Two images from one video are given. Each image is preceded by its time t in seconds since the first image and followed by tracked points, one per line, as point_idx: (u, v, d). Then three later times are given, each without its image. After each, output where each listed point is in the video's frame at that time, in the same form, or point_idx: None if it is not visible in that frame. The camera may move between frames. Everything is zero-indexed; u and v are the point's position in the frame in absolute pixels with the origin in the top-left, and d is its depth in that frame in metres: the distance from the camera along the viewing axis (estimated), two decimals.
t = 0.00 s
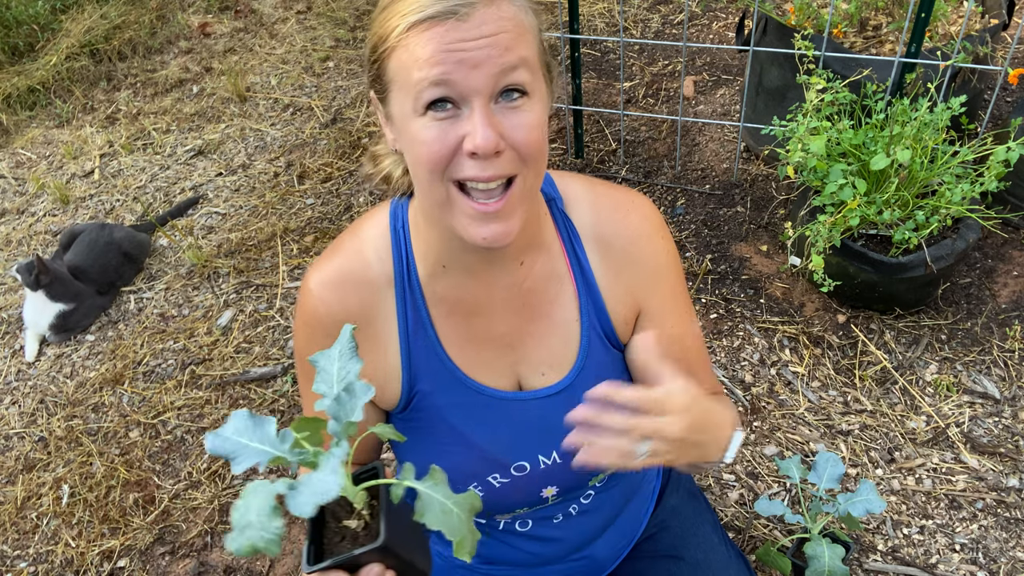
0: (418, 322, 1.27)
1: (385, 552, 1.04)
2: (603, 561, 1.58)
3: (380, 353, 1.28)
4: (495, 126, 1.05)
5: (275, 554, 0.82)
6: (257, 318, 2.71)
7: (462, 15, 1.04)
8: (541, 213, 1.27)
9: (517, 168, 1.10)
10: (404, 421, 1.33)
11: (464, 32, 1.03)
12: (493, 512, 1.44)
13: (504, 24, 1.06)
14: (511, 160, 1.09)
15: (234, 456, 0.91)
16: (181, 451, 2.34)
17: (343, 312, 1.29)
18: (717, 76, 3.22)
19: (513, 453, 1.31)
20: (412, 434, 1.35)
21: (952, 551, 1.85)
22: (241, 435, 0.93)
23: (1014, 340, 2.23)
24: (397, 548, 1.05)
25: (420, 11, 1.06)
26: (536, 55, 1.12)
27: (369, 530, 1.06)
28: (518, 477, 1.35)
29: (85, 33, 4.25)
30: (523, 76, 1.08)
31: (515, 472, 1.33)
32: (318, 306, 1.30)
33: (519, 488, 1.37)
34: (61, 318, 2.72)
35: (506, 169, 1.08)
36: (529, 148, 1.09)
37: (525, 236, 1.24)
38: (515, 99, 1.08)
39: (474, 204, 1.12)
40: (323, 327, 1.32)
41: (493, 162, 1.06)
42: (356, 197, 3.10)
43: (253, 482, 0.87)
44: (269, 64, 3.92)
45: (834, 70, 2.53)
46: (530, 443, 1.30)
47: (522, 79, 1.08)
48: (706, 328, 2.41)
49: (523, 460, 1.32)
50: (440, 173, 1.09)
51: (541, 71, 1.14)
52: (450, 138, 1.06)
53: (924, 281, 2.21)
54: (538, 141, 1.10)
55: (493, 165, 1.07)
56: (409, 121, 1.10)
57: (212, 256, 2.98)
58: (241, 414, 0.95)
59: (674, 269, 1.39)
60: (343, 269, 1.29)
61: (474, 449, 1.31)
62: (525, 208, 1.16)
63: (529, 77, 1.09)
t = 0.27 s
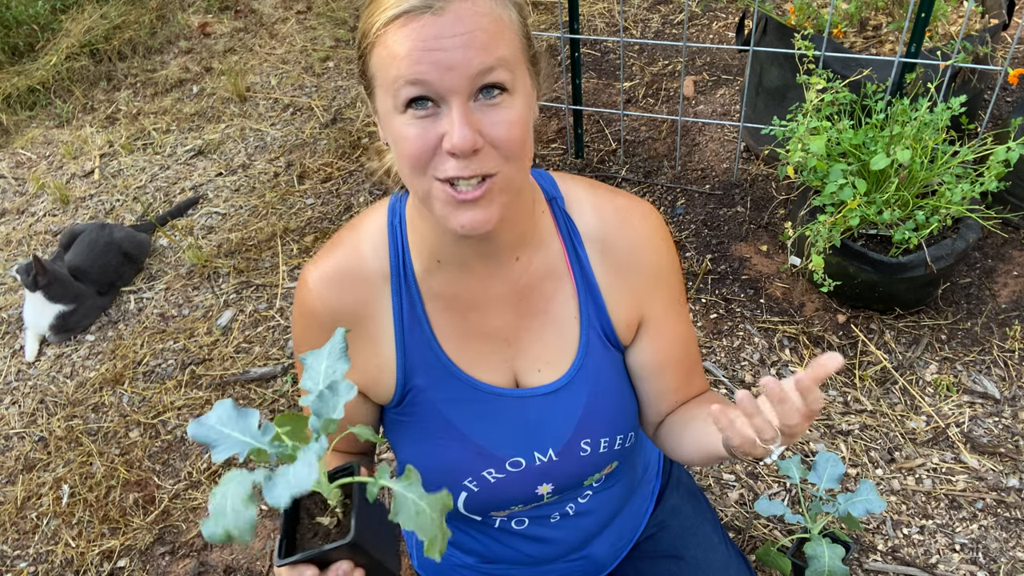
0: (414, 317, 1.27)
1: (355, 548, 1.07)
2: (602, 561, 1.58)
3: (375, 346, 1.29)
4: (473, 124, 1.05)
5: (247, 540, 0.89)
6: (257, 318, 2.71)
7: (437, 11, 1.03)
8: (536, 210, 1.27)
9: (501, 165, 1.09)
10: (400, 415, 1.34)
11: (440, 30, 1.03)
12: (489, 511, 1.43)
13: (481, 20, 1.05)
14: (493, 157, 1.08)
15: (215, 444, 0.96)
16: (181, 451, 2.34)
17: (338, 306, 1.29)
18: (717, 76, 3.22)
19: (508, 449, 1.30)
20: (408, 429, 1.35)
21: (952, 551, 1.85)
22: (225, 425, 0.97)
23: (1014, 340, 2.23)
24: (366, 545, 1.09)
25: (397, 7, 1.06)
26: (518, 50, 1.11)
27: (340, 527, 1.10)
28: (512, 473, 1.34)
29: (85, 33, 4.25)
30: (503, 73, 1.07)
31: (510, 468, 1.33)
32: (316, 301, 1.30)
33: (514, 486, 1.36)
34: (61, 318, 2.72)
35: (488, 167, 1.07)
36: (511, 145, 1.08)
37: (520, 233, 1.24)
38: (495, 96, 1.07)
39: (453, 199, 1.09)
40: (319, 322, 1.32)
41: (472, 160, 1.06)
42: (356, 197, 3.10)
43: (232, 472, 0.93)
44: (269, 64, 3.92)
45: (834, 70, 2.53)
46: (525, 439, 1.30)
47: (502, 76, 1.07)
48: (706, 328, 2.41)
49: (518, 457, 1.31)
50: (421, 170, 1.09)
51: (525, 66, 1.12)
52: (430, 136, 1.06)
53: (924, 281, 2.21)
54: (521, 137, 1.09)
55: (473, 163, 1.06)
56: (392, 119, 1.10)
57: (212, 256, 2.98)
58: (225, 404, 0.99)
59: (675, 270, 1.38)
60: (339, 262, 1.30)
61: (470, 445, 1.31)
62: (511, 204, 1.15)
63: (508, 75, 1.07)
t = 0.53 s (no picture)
0: (414, 313, 1.27)
1: None
2: (602, 560, 1.58)
3: (375, 343, 1.29)
4: (466, 119, 1.05)
5: None
6: (257, 318, 2.71)
7: (427, 5, 1.03)
8: (535, 207, 1.27)
9: (495, 160, 1.08)
10: (399, 412, 1.34)
11: (431, 24, 1.03)
12: (489, 508, 1.43)
13: (473, 15, 1.05)
14: (487, 152, 1.07)
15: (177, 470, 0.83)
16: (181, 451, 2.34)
17: (337, 302, 1.29)
18: (717, 76, 3.22)
19: (508, 446, 1.30)
20: (408, 426, 1.35)
21: (953, 551, 1.85)
22: (188, 450, 0.84)
23: (1014, 340, 2.23)
24: None
25: (389, 3, 1.06)
26: (511, 44, 1.11)
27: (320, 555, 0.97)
28: (513, 470, 1.33)
29: (85, 33, 4.25)
30: (495, 68, 1.06)
31: (510, 465, 1.32)
32: (315, 297, 1.30)
33: (514, 483, 1.36)
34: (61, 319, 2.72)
35: (482, 163, 1.07)
36: (503, 139, 1.07)
37: (519, 229, 1.24)
38: (488, 91, 1.07)
39: (449, 194, 1.09)
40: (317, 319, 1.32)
41: (466, 156, 1.05)
42: (356, 197, 3.10)
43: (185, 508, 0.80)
44: (269, 64, 3.92)
45: (834, 70, 2.53)
46: (525, 436, 1.29)
47: (494, 71, 1.07)
48: (706, 328, 2.41)
49: (517, 453, 1.30)
50: (416, 166, 1.09)
51: (518, 59, 1.12)
52: (424, 131, 1.06)
53: (924, 281, 2.21)
54: (515, 132, 1.09)
55: (467, 159, 1.06)
56: (387, 116, 1.11)
57: (212, 256, 2.98)
58: (192, 427, 0.86)
59: (676, 269, 1.38)
60: (340, 260, 1.30)
61: (469, 442, 1.30)
62: (507, 200, 1.15)
63: (500, 70, 1.07)
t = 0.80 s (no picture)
0: (414, 310, 1.27)
1: None
2: (601, 560, 1.58)
3: (375, 339, 1.30)
4: (467, 127, 1.05)
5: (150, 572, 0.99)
6: (257, 318, 2.71)
7: (423, 15, 1.02)
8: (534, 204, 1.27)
9: (495, 166, 1.09)
10: (399, 409, 1.34)
11: (429, 34, 1.02)
12: (488, 507, 1.42)
13: (470, 22, 1.04)
14: (487, 158, 1.08)
15: (154, 467, 1.03)
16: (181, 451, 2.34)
17: (338, 298, 1.29)
18: (717, 76, 3.22)
19: (507, 444, 1.30)
20: (408, 423, 1.35)
21: (952, 551, 1.84)
22: (165, 449, 1.05)
23: (1014, 340, 2.23)
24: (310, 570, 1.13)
25: (385, 12, 1.06)
26: (509, 47, 1.10)
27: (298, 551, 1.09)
28: (511, 468, 1.33)
29: (85, 33, 4.25)
30: (494, 73, 1.06)
31: (508, 463, 1.32)
32: (315, 292, 1.30)
33: (512, 481, 1.36)
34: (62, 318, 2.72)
35: (482, 169, 1.08)
36: (504, 145, 1.08)
37: (519, 227, 1.24)
38: (488, 96, 1.07)
39: (451, 201, 1.10)
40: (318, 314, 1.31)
41: (467, 163, 1.06)
42: (356, 197, 3.10)
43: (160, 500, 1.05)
44: (269, 64, 3.92)
45: (834, 70, 2.53)
46: (524, 433, 1.29)
47: (493, 77, 1.06)
48: (706, 328, 2.41)
49: (517, 451, 1.30)
50: (417, 173, 1.10)
51: (517, 62, 1.12)
52: (424, 140, 1.06)
53: (924, 281, 2.21)
54: (515, 137, 1.09)
55: (468, 166, 1.07)
56: (387, 123, 1.11)
57: (212, 256, 2.98)
58: (168, 428, 1.07)
59: (677, 270, 1.38)
60: (341, 255, 1.30)
61: (469, 439, 1.30)
62: (508, 204, 1.16)
63: (500, 75, 1.07)
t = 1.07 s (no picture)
0: (412, 314, 1.28)
1: None
2: (604, 560, 1.58)
3: (375, 344, 1.30)
4: (464, 130, 1.05)
5: None
6: (257, 318, 2.71)
7: (417, 19, 1.03)
8: (530, 205, 1.27)
9: (491, 168, 1.09)
10: (401, 413, 1.34)
11: (422, 38, 1.03)
12: (492, 509, 1.42)
13: (462, 25, 1.04)
14: (483, 161, 1.08)
15: (167, 468, 0.97)
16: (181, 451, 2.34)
17: (336, 304, 1.29)
18: (717, 76, 3.22)
19: (509, 445, 1.30)
20: (410, 427, 1.35)
21: (952, 551, 1.85)
22: (181, 450, 0.98)
23: (1014, 340, 2.23)
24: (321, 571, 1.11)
25: (378, 18, 1.06)
26: (501, 50, 1.10)
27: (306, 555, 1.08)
28: (514, 470, 1.33)
29: (85, 33, 4.25)
30: (489, 76, 1.07)
31: (511, 464, 1.32)
32: (313, 300, 1.31)
33: (516, 483, 1.35)
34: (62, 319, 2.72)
35: (479, 172, 1.08)
36: (500, 147, 1.08)
37: (516, 227, 1.24)
38: (482, 99, 1.07)
39: (449, 205, 1.09)
40: (316, 322, 1.32)
41: (465, 166, 1.06)
42: (356, 197, 3.10)
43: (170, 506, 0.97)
44: (269, 64, 3.92)
45: (834, 70, 2.53)
46: (526, 434, 1.29)
47: (488, 79, 1.07)
48: (706, 328, 2.41)
49: (519, 452, 1.30)
50: (414, 179, 1.09)
51: (509, 65, 1.12)
52: (420, 144, 1.06)
53: (924, 281, 2.21)
54: (510, 139, 1.09)
55: (465, 169, 1.06)
56: (382, 129, 1.11)
57: (212, 256, 2.98)
58: (183, 429, 1.00)
59: (674, 265, 1.38)
60: (338, 262, 1.30)
61: (470, 441, 1.30)
62: (505, 207, 1.16)
63: (494, 77, 1.07)
